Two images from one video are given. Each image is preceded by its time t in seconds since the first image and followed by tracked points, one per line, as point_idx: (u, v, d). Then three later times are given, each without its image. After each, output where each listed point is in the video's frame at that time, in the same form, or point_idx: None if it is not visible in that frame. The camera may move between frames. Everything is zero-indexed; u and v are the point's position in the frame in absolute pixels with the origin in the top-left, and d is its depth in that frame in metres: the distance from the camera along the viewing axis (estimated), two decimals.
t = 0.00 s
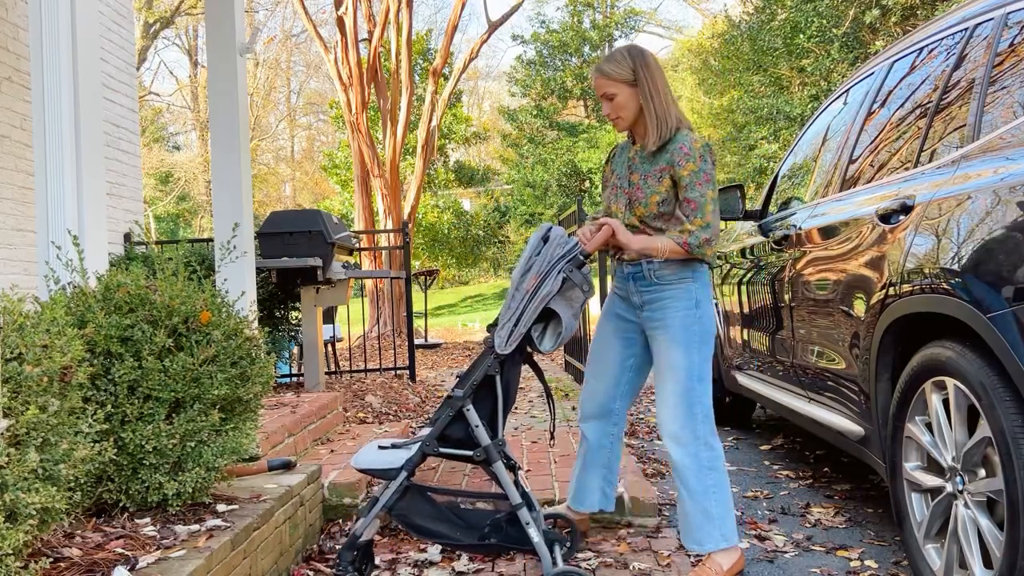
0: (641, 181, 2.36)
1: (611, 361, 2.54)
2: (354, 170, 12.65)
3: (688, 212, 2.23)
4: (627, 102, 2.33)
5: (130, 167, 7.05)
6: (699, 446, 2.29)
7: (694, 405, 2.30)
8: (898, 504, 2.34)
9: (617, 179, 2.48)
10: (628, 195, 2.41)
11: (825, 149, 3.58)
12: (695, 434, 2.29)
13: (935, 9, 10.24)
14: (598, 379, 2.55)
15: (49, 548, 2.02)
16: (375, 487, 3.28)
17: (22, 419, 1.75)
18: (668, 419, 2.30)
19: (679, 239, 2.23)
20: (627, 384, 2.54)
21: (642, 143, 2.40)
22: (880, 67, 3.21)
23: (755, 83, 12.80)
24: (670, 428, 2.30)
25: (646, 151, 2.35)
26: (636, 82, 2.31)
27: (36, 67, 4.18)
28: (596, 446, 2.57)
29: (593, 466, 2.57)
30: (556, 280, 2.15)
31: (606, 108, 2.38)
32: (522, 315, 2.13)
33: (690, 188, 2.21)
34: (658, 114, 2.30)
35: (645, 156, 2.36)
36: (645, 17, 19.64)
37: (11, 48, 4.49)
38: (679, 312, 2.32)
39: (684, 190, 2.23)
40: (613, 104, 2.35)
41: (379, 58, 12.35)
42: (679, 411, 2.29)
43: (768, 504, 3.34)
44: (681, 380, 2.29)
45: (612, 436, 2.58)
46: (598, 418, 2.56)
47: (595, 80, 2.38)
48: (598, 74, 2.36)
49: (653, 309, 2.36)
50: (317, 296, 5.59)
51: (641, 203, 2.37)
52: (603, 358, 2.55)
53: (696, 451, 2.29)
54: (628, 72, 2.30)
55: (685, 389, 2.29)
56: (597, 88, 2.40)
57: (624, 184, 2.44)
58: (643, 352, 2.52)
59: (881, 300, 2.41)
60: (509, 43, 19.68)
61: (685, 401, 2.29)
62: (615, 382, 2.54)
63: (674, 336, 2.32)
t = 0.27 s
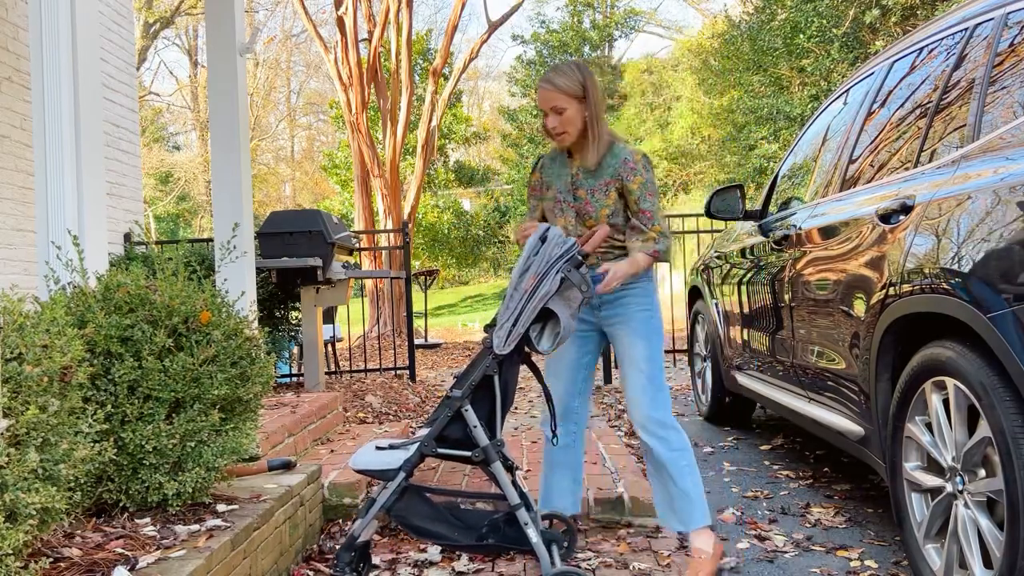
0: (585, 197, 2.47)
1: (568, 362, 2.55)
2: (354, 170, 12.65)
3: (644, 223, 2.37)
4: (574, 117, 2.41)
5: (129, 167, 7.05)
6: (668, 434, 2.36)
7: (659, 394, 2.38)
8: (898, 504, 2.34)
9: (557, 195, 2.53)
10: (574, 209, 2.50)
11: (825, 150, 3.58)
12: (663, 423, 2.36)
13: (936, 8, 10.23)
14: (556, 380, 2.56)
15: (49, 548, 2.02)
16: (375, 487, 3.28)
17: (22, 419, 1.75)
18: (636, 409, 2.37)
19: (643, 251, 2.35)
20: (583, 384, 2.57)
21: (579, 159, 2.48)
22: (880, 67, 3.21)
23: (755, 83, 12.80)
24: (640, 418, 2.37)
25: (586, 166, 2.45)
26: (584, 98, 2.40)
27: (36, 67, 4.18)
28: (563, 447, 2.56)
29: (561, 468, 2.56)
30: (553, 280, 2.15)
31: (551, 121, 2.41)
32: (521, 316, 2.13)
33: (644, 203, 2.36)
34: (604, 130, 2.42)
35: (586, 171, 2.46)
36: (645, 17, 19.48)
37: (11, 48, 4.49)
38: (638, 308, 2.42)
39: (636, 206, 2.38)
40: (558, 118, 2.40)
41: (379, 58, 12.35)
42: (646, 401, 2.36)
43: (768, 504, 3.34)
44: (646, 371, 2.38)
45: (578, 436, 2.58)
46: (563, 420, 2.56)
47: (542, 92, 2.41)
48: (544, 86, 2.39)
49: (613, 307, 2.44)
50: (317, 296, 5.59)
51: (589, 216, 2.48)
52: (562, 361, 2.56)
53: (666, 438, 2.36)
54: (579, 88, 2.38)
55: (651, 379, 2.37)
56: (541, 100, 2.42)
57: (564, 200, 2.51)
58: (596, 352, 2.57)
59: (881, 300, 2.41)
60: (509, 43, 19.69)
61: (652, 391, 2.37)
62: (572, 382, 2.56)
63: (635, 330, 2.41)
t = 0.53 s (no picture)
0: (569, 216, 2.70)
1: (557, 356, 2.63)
2: (354, 170, 12.65)
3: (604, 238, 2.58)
4: (564, 131, 2.59)
5: (129, 168, 7.05)
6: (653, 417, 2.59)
7: (642, 381, 2.62)
8: (898, 504, 2.34)
9: (541, 209, 2.74)
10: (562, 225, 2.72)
11: (825, 149, 3.58)
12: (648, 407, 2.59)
13: (936, 9, 10.23)
14: (550, 375, 2.62)
15: (49, 548, 2.02)
16: (375, 487, 3.28)
17: (22, 419, 1.75)
18: (626, 395, 2.58)
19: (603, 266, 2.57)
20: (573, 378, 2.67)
21: (565, 171, 2.67)
22: (880, 67, 3.21)
23: (755, 83, 12.81)
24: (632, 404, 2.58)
25: (569, 180, 2.68)
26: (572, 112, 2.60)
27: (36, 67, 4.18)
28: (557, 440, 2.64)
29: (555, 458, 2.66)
30: (553, 280, 2.15)
31: (542, 134, 2.57)
32: (521, 315, 2.13)
33: (603, 216, 2.56)
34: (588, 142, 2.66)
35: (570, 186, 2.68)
36: (645, 17, 19.77)
37: (11, 48, 4.49)
38: (623, 303, 2.64)
39: (597, 219, 2.59)
40: (548, 131, 2.57)
41: (379, 58, 12.35)
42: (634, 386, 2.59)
43: (768, 504, 3.34)
44: (633, 360, 2.61)
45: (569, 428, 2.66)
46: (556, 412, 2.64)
47: (533, 107, 2.56)
48: (533, 101, 2.56)
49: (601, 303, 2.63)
50: (317, 296, 5.58)
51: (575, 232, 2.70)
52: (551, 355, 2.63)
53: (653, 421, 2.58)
54: (568, 104, 2.58)
55: (637, 366, 2.61)
56: (531, 116, 2.58)
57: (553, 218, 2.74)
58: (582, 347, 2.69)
59: (881, 300, 2.41)
60: (509, 43, 19.70)
61: (638, 377, 2.61)
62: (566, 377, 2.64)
63: (622, 324, 2.63)
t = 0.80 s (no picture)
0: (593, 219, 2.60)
1: (574, 359, 2.62)
2: (354, 170, 12.65)
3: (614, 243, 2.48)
4: (607, 129, 2.58)
5: (129, 168, 7.05)
6: (677, 425, 2.52)
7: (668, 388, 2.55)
8: (898, 504, 2.34)
9: (567, 209, 2.67)
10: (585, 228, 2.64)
11: (825, 149, 3.58)
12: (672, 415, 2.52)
13: (936, 9, 10.22)
14: (567, 377, 2.62)
15: (49, 548, 2.02)
16: (375, 487, 3.28)
17: (22, 419, 1.75)
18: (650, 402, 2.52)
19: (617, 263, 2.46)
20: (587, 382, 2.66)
21: (602, 174, 2.61)
22: (880, 66, 3.21)
23: (755, 83, 12.81)
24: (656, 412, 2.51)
25: (598, 185, 2.61)
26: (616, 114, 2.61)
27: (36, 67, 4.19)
28: (570, 445, 2.63)
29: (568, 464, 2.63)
30: (553, 280, 2.15)
31: (585, 126, 2.55)
32: (520, 315, 2.13)
33: (622, 223, 2.49)
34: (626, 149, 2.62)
35: (599, 190, 2.61)
36: (645, 17, 19.72)
37: (11, 47, 4.49)
38: (649, 308, 2.57)
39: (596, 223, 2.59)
40: (592, 124, 2.55)
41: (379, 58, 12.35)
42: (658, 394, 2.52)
43: (768, 504, 3.35)
44: (657, 367, 2.54)
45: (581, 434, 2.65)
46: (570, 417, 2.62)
47: (580, 98, 2.55)
48: (578, 95, 2.57)
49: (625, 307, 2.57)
50: (317, 296, 5.58)
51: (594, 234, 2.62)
52: (569, 359, 2.62)
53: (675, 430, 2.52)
54: (614, 103, 2.59)
55: (662, 372, 2.54)
56: (576, 108, 2.57)
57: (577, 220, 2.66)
58: (601, 353, 2.68)
59: (881, 300, 2.41)
60: (509, 43, 19.70)
61: (663, 384, 2.53)
62: (579, 381, 2.64)
63: (646, 329, 2.56)
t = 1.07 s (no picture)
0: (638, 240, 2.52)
1: (608, 356, 2.66)
2: (354, 170, 12.65)
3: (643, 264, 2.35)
4: (660, 154, 2.43)
5: (129, 168, 7.05)
6: (704, 435, 2.45)
7: (701, 397, 2.47)
8: (898, 504, 2.34)
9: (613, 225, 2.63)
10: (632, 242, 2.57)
11: (825, 149, 3.58)
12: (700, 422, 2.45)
13: (935, 9, 10.24)
14: (598, 373, 2.65)
15: (49, 548, 2.02)
16: (375, 487, 3.28)
17: (22, 419, 1.75)
18: (677, 410, 2.44)
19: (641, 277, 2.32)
20: (621, 382, 2.67)
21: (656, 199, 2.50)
22: (880, 66, 3.21)
23: (754, 83, 12.82)
24: (682, 419, 2.44)
25: (650, 207, 2.51)
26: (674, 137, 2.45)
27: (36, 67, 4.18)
28: (590, 439, 2.65)
29: (585, 457, 2.66)
30: (555, 280, 2.15)
31: (637, 150, 2.42)
32: (521, 314, 2.13)
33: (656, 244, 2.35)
34: (681, 175, 2.48)
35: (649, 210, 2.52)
36: (645, 17, 19.68)
37: (11, 47, 4.48)
38: (692, 317, 2.53)
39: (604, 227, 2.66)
40: (644, 149, 2.42)
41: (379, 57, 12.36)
42: (688, 403, 2.44)
43: (768, 504, 3.34)
44: (691, 375, 2.46)
45: (603, 430, 2.65)
46: (593, 412, 2.64)
47: (637, 120, 2.41)
48: (635, 116, 2.42)
49: (665, 313, 2.55)
50: (317, 296, 5.58)
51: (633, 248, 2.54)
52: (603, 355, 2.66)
53: (700, 439, 2.44)
54: (671, 127, 2.42)
55: (699, 381, 2.46)
56: (631, 129, 2.43)
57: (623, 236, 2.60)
58: (639, 355, 2.67)
59: (881, 300, 2.41)
60: (509, 43, 19.72)
61: (695, 393, 2.45)
62: (609, 379, 2.65)
63: (686, 337, 2.51)
